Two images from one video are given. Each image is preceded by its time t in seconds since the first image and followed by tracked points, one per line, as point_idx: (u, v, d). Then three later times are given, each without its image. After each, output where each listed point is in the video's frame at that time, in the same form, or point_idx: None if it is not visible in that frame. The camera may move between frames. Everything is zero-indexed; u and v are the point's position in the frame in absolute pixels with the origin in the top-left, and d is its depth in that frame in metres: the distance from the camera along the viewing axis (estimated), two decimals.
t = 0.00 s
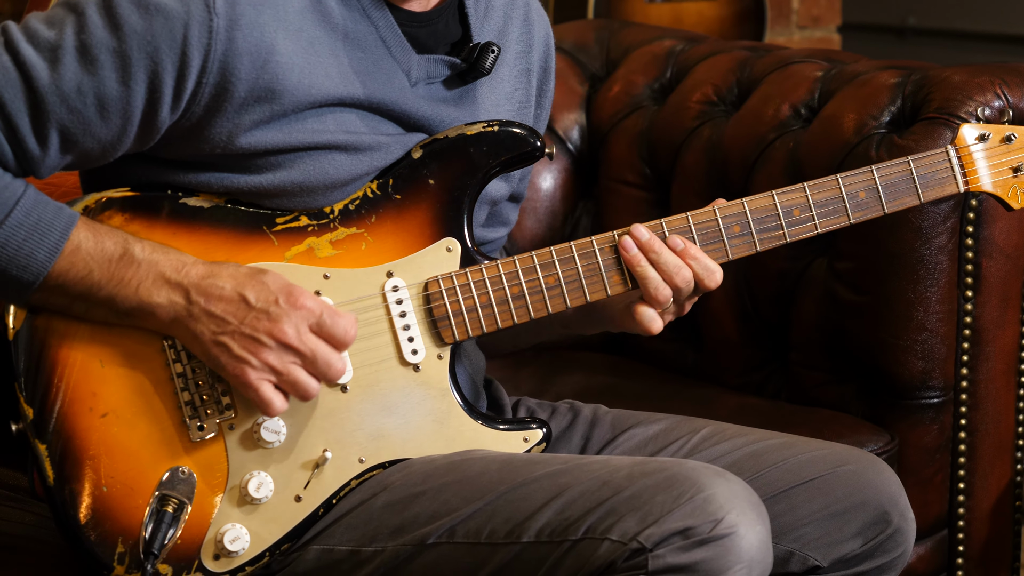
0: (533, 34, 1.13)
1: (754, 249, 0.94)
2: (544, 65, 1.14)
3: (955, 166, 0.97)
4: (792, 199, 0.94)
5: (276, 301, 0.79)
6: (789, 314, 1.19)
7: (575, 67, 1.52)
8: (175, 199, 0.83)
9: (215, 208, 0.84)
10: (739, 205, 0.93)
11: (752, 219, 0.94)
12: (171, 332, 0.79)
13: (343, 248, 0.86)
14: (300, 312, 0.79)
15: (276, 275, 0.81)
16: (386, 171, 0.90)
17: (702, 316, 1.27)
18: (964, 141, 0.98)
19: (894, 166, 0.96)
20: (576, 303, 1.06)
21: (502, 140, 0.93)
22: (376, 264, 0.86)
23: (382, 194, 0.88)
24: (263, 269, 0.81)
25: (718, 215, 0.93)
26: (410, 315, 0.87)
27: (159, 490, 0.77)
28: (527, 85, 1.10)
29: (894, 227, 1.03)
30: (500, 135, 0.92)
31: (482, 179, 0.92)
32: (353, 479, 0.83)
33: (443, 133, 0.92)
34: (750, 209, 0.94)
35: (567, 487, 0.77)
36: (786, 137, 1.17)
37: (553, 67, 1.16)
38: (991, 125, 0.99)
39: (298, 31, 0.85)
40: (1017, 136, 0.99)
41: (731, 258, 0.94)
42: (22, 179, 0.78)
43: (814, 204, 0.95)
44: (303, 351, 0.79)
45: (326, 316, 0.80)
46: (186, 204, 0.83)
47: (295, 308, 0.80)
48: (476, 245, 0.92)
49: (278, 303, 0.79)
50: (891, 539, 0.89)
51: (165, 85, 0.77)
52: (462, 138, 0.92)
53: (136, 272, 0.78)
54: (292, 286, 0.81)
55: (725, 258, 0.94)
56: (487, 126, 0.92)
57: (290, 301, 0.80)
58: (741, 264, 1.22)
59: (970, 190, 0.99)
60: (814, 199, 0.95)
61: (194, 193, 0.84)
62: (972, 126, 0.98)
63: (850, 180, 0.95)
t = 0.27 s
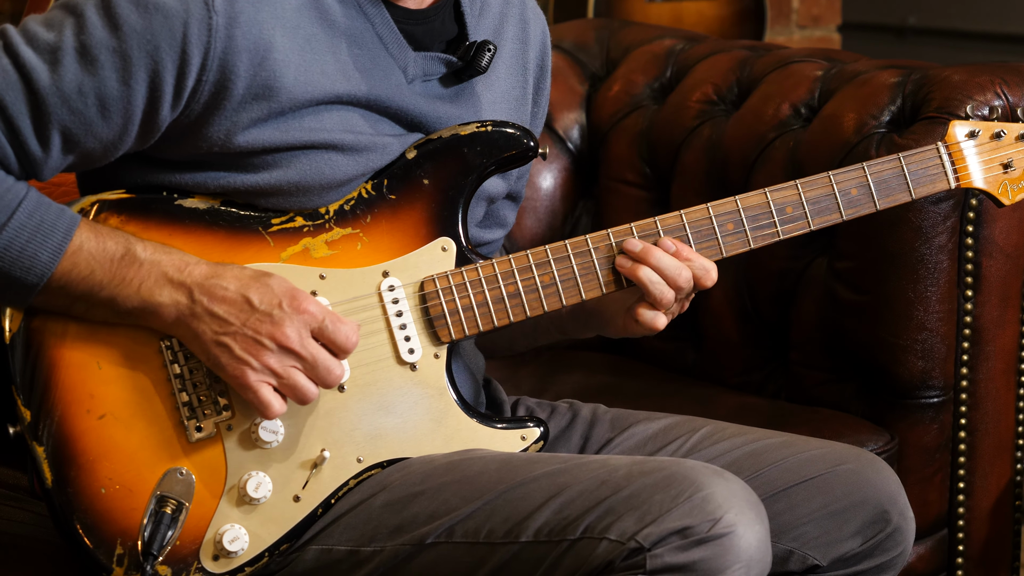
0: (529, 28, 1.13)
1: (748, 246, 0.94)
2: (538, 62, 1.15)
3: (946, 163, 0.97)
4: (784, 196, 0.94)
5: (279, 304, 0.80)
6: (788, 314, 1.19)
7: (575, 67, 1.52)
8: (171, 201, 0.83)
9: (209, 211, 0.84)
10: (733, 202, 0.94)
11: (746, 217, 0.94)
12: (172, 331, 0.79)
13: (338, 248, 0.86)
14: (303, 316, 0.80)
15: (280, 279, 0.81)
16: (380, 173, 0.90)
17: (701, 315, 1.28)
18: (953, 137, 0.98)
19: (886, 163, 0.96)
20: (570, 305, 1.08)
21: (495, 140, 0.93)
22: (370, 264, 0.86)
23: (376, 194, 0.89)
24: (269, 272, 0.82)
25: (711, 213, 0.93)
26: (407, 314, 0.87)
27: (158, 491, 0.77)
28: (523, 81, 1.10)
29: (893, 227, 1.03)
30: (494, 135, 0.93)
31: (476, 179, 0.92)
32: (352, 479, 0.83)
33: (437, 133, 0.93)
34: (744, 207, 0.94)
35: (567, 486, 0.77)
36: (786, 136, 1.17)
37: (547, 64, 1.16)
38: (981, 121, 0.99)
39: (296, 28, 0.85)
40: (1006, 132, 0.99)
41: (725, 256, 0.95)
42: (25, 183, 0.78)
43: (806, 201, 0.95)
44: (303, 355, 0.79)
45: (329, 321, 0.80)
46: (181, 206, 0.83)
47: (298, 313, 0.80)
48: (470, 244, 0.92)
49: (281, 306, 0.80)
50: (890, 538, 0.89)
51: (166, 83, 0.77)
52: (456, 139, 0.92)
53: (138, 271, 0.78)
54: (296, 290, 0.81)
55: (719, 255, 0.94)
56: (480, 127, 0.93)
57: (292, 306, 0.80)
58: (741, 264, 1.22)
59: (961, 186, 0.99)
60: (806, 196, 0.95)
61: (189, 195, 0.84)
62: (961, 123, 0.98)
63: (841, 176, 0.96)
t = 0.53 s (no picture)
0: (530, 26, 1.13)
1: (748, 245, 0.94)
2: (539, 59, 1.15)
3: (946, 161, 0.97)
4: (785, 195, 0.94)
5: (285, 308, 0.79)
6: (788, 314, 1.19)
7: (575, 66, 1.52)
8: (170, 201, 0.83)
9: (209, 212, 0.83)
10: (733, 201, 0.94)
11: (746, 216, 0.94)
12: (177, 334, 0.79)
13: (338, 248, 0.85)
14: (311, 320, 0.80)
15: (287, 283, 0.81)
16: (380, 173, 0.90)
17: (701, 315, 1.28)
18: (954, 136, 0.98)
19: (886, 161, 0.96)
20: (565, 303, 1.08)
21: (494, 139, 0.93)
22: (370, 264, 0.86)
23: (376, 194, 0.88)
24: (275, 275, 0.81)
25: (711, 212, 0.93)
26: (407, 314, 0.86)
27: (158, 492, 0.77)
28: (524, 77, 1.10)
29: (892, 227, 1.03)
30: (494, 134, 0.93)
31: (476, 179, 0.92)
32: (352, 479, 0.83)
33: (437, 133, 0.93)
34: (744, 206, 0.94)
35: (567, 487, 0.77)
36: (786, 136, 1.17)
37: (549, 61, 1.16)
38: (981, 119, 0.99)
39: (297, 27, 0.85)
40: (1006, 130, 0.99)
41: (726, 255, 0.95)
42: (29, 186, 0.78)
43: (807, 199, 0.95)
44: (309, 359, 0.79)
45: (336, 324, 0.80)
46: (181, 206, 0.83)
47: (305, 317, 0.79)
48: (470, 243, 0.92)
49: (288, 311, 0.79)
50: (890, 537, 0.89)
51: (170, 84, 0.77)
52: (455, 139, 0.92)
53: (142, 273, 0.78)
54: (302, 295, 0.80)
55: (719, 255, 0.94)
56: (479, 127, 0.93)
57: (299, 310, 0.79)
58: (741, 264, 1.22)
59: (961, 184, 0.99)
60: (807, 194, 0.95)
61: (189, 195, 0.84)
62: (961, 121, 0.98)
63: (841, 175, 0.96)
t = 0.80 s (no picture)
0: (530, 27, 1.13)
1: (750, 242, 0.94)
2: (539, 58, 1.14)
3: (949, 157, 0.97)
4: (786, 191, 0.94)
5: (289, 310, 0.79)
6: (788, 314, 1.19)
7: (574, 66, 1.52)
8: (170, 202, 0.83)
9: (209, 211, 0.84)
10: (734, 198, 0.94)
11: (747, 213, 0.94)
12: (178, 335, 0.79)
13: (339, 248, 0.85)
14: (315, 322, 0.80)
15: (289, 285, 0.81)
16: (380, 171, 0.90)
17: (701, 315, 1.28)
18: (956, 131, 0.98)
19: (888, 157, 0.97)
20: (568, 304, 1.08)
21: (495, 137, 0.93)
22: (371, 264, 0.86)
23: (377, 193, 0.89)
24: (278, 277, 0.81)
25: (713, 209, 0.93)
26: (408, 313, 0.86)
27: (159, 493, 0.77)
28: (523, 77, 1.10)
29: (892, 227, 1.03)
30: (494, 132, 0.93)
31: (477, 177, 0.92)
32: (354, 479, 0.83)
33: (437, 132, 0.93)
34: (745, 203, 0.94)
35: (567, 487, 0.77)
36: (786, 136, 1.17)
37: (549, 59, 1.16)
38: (983, 114, 0.99)
39: (295, 26, 0.85)
40: (1008, 125, 0.99)
41: (727, 252, 0.95)
42: (31, 187, 0.78)
43: (808, 196, 0.95)
44: (312, 360, 0.79)
45: (340, 326, 0.80)
46: (181, 206, 0.83)
47: (309, 319, 0.80)
48: (470, 242, 0.92)
49: (292, 312, 0.79)
50: (889, 537, 0.89)
51: (169, 83, 0.77)
52: (455, 138, 0.92)
53: (143, 275, 0.78)
54: (304, 296, 0.80)
55: (720, 251, 0.94)
56: (480, 124, 0.93)
57: (303, 312, 0.79)
58: (740, 264, 1.22)
59: (964, 180, 0.99)
60: (809, 191, 0.95)
61: (189, 195, 0.84)
62: (964, 117, 0.98)
63: (843, 171, 0.96)
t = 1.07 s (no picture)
0: (530, 22, 1.12)
1: (748, 242, 0.94)
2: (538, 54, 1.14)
3: (947, 155, 0.97)
4: (785, 189, 0.94)
5: (283, 323, 0.79)
6: (787, 314, 1.19)
7: (573, 66, 1.52)
8: (169, 202, 0.83)
9: (207, 211, 0.84)
10: (733, 197, 0.93)
11: (746, 211, 0.94)
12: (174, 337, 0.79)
13: (336, 248, 0.85)
14: (306, 337, 0.80)
15: (287, 296, 0.81)
16: (379, 171, 0.90)
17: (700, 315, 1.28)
18: (954, 129, 0.98)
19: (887, 155, 0.96)
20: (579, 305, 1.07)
21: (493, 136, 0.93)
22: (369, 264, 0.86)
23: (374, 193, 0.89)
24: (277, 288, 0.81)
25: (711, 208, 0.93)
26: (406, 314, 0.86)
27: (157, 495, 0.77)
28: (523, 74, 1.10)
29: (890, 227, 1.03)
30: (492, 131, 0.93)
31: (475, 177, 0.92)
32: (352, 479, 0.83)
33: (435, 132, 0.92)
34: (744, 201, 0.93)
35: (565, 487, 0.77)
36: (785, 135, 1.17)
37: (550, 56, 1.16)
38: (982, 112, 0.99)
39: (293, 25, 0.85)
40: (1008, 123, 0.99)
41: (725, 251, 0.95)
42: (30, 188, 0.78)
43: (807, 194, 0.94)
44: (302, 376, 0.79)
45: (331, 345, 0.80)
46: (179, 207, 0.83)
47: (302, 333, 0.79)
48: (468, 241, 0.92)
49: (286, 325, 0.79)
50: (887, 537, 0.89)
51: (167, 82, 0.77)
52: (453, 137, 0.92)
53: (140, 277, 0.78)
54: (301, 310, 0.80)
55: (719, 250, 0.94)
56: (478, 123, 0.93)
57: (297, 326, 0.79)
58: (739, 263, 1.22)
59: (963, 178, 0.99)
60: (807, 189, 0.94)
61: (187, 196, 0.84)
62: (962, 114, 0.98)
63: (842, 169, 0.96)
